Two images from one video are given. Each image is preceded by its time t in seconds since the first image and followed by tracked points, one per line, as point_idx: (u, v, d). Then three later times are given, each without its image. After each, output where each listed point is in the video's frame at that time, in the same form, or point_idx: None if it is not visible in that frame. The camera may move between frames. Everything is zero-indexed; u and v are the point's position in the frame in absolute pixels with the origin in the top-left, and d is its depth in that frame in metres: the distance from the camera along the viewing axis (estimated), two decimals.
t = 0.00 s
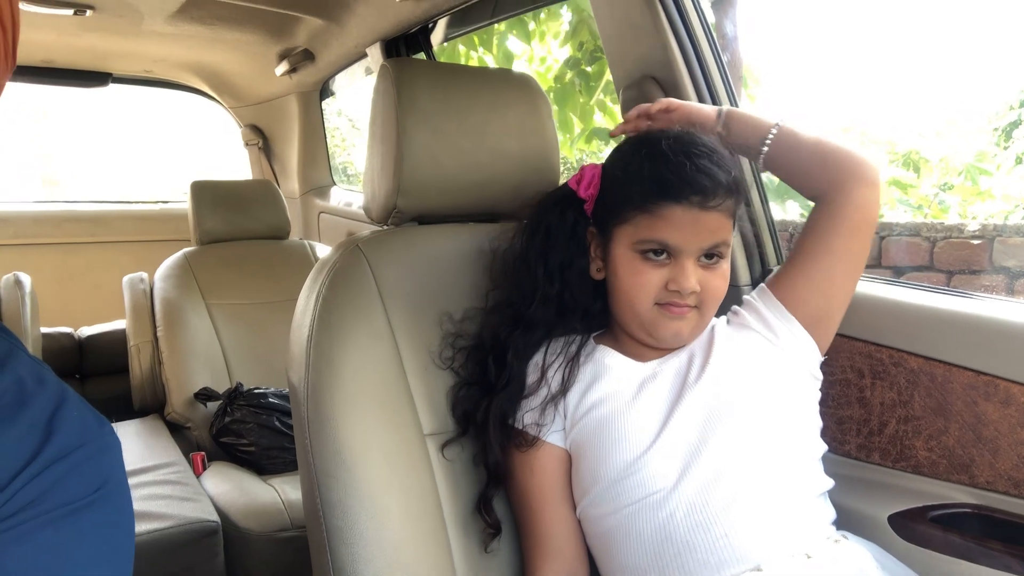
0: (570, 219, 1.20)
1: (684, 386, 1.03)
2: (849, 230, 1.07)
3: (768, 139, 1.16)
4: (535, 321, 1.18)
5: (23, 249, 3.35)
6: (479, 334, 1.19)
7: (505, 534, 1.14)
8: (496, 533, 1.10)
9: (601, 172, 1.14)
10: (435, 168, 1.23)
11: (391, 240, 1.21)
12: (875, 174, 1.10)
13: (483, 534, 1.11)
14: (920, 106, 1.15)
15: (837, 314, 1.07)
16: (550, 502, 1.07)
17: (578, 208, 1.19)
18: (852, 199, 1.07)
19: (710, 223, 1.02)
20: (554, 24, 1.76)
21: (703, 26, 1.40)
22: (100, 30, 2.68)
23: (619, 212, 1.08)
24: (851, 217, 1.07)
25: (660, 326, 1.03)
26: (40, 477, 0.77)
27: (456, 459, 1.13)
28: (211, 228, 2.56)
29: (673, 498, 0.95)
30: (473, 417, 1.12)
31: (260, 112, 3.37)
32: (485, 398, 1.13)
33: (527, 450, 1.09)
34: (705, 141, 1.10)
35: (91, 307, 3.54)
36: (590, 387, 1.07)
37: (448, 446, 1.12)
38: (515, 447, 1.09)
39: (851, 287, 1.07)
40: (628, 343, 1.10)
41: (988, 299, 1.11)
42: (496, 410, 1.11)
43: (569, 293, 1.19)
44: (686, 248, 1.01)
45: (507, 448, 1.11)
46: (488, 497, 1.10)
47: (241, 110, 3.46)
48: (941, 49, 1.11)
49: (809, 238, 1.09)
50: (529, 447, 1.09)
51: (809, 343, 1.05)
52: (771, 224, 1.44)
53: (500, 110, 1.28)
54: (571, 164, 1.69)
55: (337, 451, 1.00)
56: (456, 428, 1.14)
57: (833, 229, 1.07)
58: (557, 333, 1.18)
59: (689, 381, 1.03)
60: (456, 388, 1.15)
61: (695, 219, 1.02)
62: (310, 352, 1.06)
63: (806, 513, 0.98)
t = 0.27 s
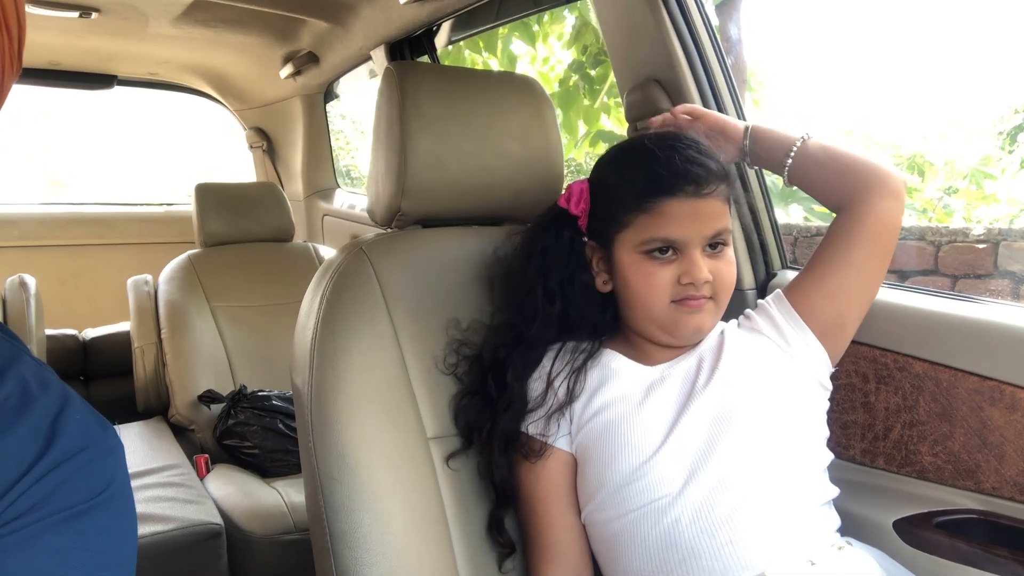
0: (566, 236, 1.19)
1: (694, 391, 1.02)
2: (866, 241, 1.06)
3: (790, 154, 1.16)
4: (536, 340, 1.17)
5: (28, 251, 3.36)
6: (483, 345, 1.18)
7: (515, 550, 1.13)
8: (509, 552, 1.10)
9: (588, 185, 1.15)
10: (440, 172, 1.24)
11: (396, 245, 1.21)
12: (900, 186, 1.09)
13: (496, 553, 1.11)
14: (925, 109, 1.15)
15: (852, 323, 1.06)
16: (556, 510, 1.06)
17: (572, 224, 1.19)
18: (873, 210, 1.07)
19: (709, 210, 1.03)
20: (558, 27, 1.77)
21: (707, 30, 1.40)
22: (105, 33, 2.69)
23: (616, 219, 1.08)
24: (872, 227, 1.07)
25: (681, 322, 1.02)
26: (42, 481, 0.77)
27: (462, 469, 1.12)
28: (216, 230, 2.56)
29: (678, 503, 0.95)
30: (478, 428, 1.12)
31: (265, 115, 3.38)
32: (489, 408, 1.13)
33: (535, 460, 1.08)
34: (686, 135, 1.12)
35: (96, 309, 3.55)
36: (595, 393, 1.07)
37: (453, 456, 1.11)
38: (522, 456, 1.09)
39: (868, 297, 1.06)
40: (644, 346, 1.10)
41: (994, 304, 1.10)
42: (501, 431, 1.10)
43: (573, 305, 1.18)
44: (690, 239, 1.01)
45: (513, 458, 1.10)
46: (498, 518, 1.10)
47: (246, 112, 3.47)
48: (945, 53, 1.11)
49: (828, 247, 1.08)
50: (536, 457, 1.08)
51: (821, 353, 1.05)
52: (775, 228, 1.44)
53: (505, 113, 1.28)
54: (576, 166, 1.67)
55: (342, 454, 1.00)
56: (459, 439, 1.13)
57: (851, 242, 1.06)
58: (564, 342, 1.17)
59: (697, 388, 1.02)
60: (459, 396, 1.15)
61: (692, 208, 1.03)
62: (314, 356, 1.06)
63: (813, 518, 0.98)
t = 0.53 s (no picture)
0: (569, 226, 1.20)
1: (688, 392, 1.02)
2: (841, 233, 1.06)
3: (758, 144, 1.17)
4: (535, 325, 1.18)
5: (27, 252, 3.35)
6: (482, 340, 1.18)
7: (512, 548, 1.13)
8: (501, 542, 1.10)
9: (598, 177, 1.14)
10: (438, 171, 1.24)
11: (394, 244, 1.21)
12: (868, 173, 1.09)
13: (488, 544, 1.10)
14: (922, 109, 1.15)
15: (836, 318, 1.06)
16: (553, 510, 1.06)
17: (576, 214, 1.20)
18: (845, 201, 1.06)
19: (707, 220, 1.02)
20: (556, 28, 1.77)
21: (705, 30, 1.40)
22: (104, 34, 2.69)
23: (616, 218, 1.08)
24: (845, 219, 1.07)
25: (665, 328, 1.02)
26: (43, 481, 0.77)
27: (459, 468, 1.12)
28: (214, 231, 2.56)
29: (676, 505, 0.95)
30: (477, 425, 1.12)
31: (263, 116, 3.38)
32: (487, 406, 1.13)
33: (530, 455, 1.08)
34: (699, 140, 1.11)
35: (94, 310, 3.54)
36: (593, 392, 1.07)
37: (451, 455, 1.11)
38: (519, 453, 1.09)
39: (850, 288, 1.06)
40: (635, 346, 1.10)
41: (992, 303, 1.10)
42: (498, 419, 1.10)
43: (572, 296, 1.19)
44: (684, 246, 1.01)
45: (510, 456, 1.10)
46: (492, 505, 1.10)
47: (244, 113, 3.47)
48: (943, 53, 1.11)
49: (805, 241, 1.08)
50: (533, 452, 1.08)
51: (813, 348, 1.05)
52: (774, 228, 1.45)
53: (503, 113, 1.28)
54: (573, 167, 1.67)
55: (340, 454, 1.00)
56: (458, 436, 1.13)
57: (827, 236, 1.06)
58: (561, 335, 1.17)
59: (695, 387, 1.02)
60: (458, 395, 1.15)
61: (691, 216, 1.02)
62: (313, 355, 1.06)
63: (810, 519, 0.98)
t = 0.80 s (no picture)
0: (558, 233, 1.23)
1: (695, 393, 1.01)
2: (863, 242, 1.04)
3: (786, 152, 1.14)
4: (536, 327, 1.19)
5: (29, 249, 3.36)
6: (485, 342, 1.18)
7: (513, 550, 1.13)
8: (503, 544, 1.10)
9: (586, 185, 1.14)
10: (440, 172, 1.24)
11: (396, 245, 1.21)
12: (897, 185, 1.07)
13: (491, 547, 1.10)
14: (926, 112, 1.15)
15: (847, 326, 1.05)
16: (555, 512, 1.06)
17: (565, 223, 1.23)
18: (870, 209, 1.05)
19: (679, 214, 1.02)
20: (560, 28, 1.77)
21: (708, 30, 1.40)
22: (106, 32, 2.69)
23: (597, 223, 1.09)
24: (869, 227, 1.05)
25: (651, 332, 1.02)
26: (43, 480, 0.77)
27: (461, 469, 1.12)
28: (216, 230, 2.56)
29: (677, 509, 0.95)
30: (478, 426, 1.12)
31: (266, 115, 3.38)
32: (489, 405, 1.13)
33: (532, 456, 1.09)
34: (675, 136, 1.10)
35: (96, 308, 3.55)
36: (595, 395, 1.07)
37: (453, 457, 1.11)
38: (521, 454, 1.09)
39: (865, 299, 1.05)
40: (634, 350, 1.10)
41: (994, 307, 1.09)
42: (501, 420, 1.10)
43: (568, 301, 1.22)
44: (658, 243, 1.01)
45: (512, 457, 1.10)
46: (495, 507, 1.10)
47: (247, 112, 3.47)
48: (946, 56, 1.11)
49: (825, 245, 1.06)
50: (534, 453, 1.09)
51: (818, 353, 1.04)
52: (776, 229, 1.44)
53: (506, 114, 1.28)
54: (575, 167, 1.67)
55: (341, 456, 1.00)
56: (459, 439, 1.13)
57: (852, 240, 1.05)
58: (562, 333, 1.19)
59: (699, 390, 1.02)
60: (459, 397, 1.15)
61: (662, 213, 1.02)
62: (315, 357, 1.06)
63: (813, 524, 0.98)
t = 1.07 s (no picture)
0: (559, 235, 1.23)
1: (695, 395, 1.02)
2: (869, 243, 1.03)
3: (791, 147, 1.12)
4: (535, 329, 1.19)
5: (31, 248, 3.36)
6: (486, 342, 1.18)
7: (515, 550, 1.13)
8: (505, 544, 1.09)
9: (583, 186, 1.14)
10: (442, 172, 1.24)
11: (397, 244, 1.21)
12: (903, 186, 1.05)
13: (491, 546, 1.10)
14: (928, 113, 1.15)
15: (852, 327, 1.05)
16: (557, 512, 1.06)
17: (566, 223, 1.22)
18: (873, 212, 1.04)
19: (672, 217, 1.02)
20: (562, 28, 1.77)
21: (711, 31, 1.40)
22: (109, 31, 2.70)
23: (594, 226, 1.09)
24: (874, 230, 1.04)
25: (646, 334, 1.02)
26: (44, 479, 0.77)
27: (462, 469, 1.12)
28: (218, 229, 2.57)
29: (677, 510, 0.95)
30: (479, 426, 1.12)
31: (267, 114, 3.39)
32: (490, 404, 1.13)
33: (532, 455, 1.09)
34: (669, 138, 1.10)
35: (98, 307, 3.55)
36: (595, 394, 1.07)
37: (454, 457, 1.11)
38: (521, 452, 1.09)
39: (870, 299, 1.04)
40: (634, 351, 1.10)
41: (997, 308, 1.09)
42: (500, 419, 1.11)
43: (569, 304, 1.22)
44: (651, 247, 1.01)
45: (512, 456, 1.10)
46: (496, 507, 1.10)
47: (249, 111, 3.47)
48: (949, 57, 1.11)
49: (830, 246, 1.05)
50: (534, 452, 1.09)
51: (821, 358, 1.03)
52: (779, 230, 1.44)
53: (508, 114, 1.28)
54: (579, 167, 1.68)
55: (342, 455, 1.00)
56: (460, 439, 1.13)
57: (856, 243, 1.03)
58: (563, 333, 1.19)
59: (700, 390, 1.02)
60: (461, 396, 1.15)
61: (655, 216, 1.02)
62: (315, 356, 1.06)
63: (815, 524, 0.98)
